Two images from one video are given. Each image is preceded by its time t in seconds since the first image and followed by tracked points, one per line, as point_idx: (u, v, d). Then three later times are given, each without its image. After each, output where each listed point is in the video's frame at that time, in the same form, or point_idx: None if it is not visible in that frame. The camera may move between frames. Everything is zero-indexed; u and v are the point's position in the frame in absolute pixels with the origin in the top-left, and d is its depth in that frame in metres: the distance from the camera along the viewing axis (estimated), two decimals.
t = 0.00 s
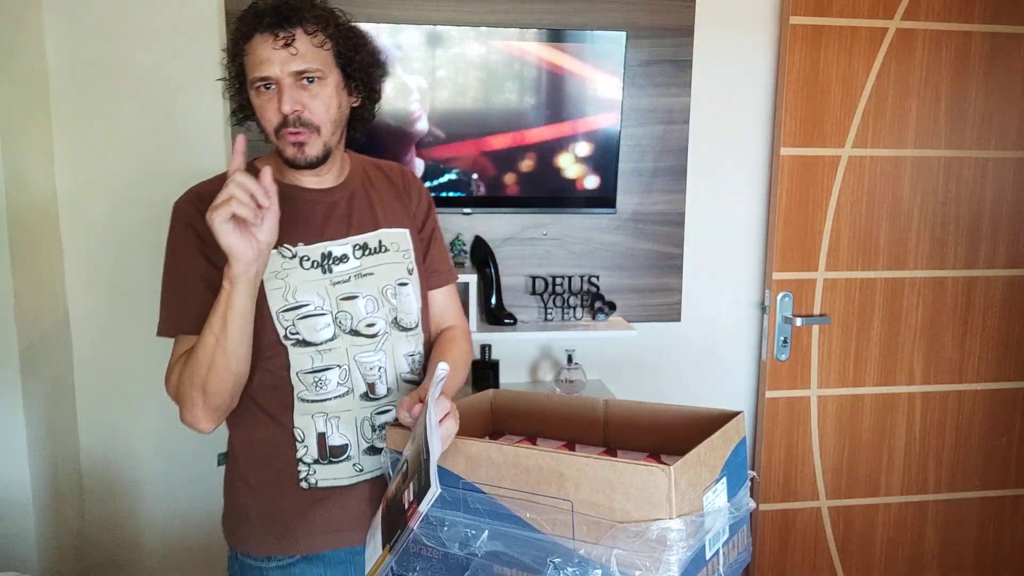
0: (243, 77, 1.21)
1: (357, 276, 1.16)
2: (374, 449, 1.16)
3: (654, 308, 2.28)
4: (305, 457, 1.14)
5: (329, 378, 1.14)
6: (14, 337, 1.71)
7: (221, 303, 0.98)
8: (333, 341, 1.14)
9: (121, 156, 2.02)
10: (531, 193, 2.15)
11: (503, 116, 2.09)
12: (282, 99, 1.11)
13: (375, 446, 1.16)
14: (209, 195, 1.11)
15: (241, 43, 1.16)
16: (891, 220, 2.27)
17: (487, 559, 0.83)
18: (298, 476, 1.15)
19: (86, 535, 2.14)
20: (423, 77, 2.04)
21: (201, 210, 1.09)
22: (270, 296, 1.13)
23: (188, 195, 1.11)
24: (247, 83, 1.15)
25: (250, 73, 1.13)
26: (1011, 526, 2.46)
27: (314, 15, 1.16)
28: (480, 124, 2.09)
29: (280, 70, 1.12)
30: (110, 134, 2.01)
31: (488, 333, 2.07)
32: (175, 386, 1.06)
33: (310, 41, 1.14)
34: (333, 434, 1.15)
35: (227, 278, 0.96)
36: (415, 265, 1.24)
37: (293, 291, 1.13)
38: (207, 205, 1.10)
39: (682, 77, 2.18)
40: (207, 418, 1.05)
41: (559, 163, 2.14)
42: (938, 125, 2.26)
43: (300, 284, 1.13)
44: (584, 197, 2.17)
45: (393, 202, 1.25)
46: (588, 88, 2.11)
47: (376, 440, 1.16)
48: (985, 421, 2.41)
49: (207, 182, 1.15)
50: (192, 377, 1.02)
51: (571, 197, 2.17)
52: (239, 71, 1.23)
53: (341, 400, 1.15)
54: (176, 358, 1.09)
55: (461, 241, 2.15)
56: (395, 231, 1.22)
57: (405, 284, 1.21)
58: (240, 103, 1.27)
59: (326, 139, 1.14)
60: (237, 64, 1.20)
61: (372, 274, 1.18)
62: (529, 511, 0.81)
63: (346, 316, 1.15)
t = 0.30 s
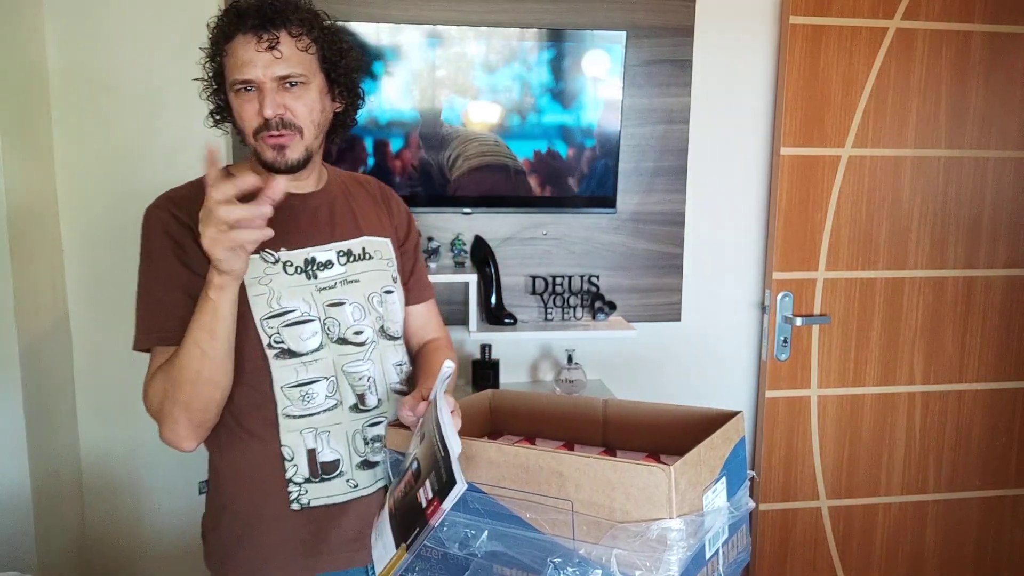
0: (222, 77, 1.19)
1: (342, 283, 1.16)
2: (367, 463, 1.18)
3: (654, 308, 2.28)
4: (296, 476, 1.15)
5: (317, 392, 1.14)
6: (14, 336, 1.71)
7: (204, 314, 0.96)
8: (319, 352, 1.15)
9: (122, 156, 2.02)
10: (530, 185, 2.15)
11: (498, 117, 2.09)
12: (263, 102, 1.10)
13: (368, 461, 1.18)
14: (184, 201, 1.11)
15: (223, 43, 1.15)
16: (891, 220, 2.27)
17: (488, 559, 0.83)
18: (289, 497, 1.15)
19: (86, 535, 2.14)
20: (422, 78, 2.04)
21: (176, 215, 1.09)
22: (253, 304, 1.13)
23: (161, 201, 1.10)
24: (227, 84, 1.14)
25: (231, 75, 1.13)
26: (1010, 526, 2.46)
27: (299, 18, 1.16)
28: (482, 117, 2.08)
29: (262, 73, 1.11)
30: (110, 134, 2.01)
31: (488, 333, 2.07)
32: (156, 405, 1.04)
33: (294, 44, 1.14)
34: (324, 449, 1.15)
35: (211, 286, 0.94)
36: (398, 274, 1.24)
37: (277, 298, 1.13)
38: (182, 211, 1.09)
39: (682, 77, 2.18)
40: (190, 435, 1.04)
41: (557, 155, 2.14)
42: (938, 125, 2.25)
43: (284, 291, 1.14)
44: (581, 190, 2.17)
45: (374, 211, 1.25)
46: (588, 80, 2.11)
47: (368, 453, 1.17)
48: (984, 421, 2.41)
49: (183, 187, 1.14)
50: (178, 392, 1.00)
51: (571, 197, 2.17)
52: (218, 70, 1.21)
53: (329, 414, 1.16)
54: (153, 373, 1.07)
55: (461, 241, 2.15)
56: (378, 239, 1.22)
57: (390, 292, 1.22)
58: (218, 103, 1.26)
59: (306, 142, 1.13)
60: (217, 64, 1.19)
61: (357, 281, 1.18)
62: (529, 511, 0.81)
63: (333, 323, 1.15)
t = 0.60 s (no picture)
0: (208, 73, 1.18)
1: (331, 290, 1.17)
2: (357, 476, 1.18)
3: (654, 308, 2.28)
4: (284, 489, 1.15)
5: (305, 405, 1.14)
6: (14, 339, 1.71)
7: (191, 337, 0.95)
8: (308, 362, 1.14)
9: (122, 156, 2.03)
10: (531, 170, 2.14)
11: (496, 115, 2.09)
12: (253, 104, 1.10)
13: (357, 473, 1.18)
14: (166, 206, 1.11)
15: (209, 40, 1.13)
16: (891, 220, 2.27)
17: (485, 560, 0.83)
18: (278, 510, 1.15)
19: (86, 536, 2.14)
20: (422, 78, 2.04)
21: (157, 221, 1.08)
22: (241, 314, 1.13)
23: (141, 205, 1.10)
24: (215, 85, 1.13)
25: (219, 74, 1.12)
26: (1011, 526, 2.46)
27: (290, 16, 1.14)
28: (483, 102, 2.08)
29: (252, 74, 1.11)
30: (108, 136, 2.01)
31: (488, 333, 2.07)
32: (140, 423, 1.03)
33: (285, 43, 1.13)
34: (314, 462, 1.15)
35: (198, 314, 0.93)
36: (387, 279, 1.25)
37: (265, 308, 1.13)
38: (164, 217, 1.09)
39: (682, 77, 2.18)
40: (173, 450, 1.03)
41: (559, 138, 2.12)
42: (938, 124, 2.25)
43: (272, 301, 1.14)
44: (581, 177, 2.16)
45: (361, 213, 1.26)
46: (590, 83, 2.11)
47: (357, 465, 1.18)
48: (985, 421, 2.41)
49: (163, 191, 1.13)
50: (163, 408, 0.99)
51: (570, 198, 2.17)
52: (203, 65, 1.19)
53: (318, 426, 1.15)
54: (136, 387, 1.06)
55: (462, 241, 2.15)
56: (367, 244, 1.23)
57: (378, 298, 1.22)
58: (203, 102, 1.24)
59: (299, 149, 1.14)
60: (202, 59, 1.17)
61: (346, 289, 1.18)
62: (527, 512, 0.81)
63: (321, 333, 1.15)
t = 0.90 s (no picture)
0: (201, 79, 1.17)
1: (331, 292, 1.16)
2: (360, 476, 1.18)
3: (654, 308, 2.28)
4: (288, 491, 1.15)
5: (309, 406, 1.14)
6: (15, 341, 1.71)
7: (201, 347, 0.95)
8: (311, 365, 1.14)
9: (122, 157, 2.03)
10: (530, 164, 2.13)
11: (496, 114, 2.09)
12: (250, 109, 1.10)
13: (361, 473, 1.18)
14: (165, 210, 1.10)
15: (201, 47, 1.12)
16: (891, 220, 2.27)
17: (486, 560, 0.83)
18: (282, 512, 1.15)
19: (86, 536, 2.14)
20: (422, 78, 2.04)
21: (157, 225, 1.08)
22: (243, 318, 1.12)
23: (139, 208, 1.09)
24: (209, 90, 1.13)
25: (213, 81, 1.11)
26: (1011, 526, 2.46)
27: (281, 16, 1.14)
28: (483, 89, 2.07)
29: (248, 79, 1.10)
30: (109, 137, 2.01)
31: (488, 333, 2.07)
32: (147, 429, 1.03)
33: (278, 45, 1.12)
34: (317, 464, 1.15)
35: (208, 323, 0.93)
36: (386, 278, 1.25)
37: (266, 311, 1.13)
38: (164, 221, 1.09)
39: (682, 77, 2.18)
40: (181, 456, 1.04)
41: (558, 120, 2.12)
42: (938, 124, 2.25)
43: (273, 304, 1.13)
44: (581, 163, 2.15)
45: (359, 212, 1.26)
46: (591, 83, 2.11)
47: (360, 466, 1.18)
48: (984, 421, 2.41)
49: (161, 195, 1.13)
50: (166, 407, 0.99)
51: (570, 197, 2.17)
52: (195, 69, 1.18)
53: (322, 428, 1.15)
54: (144, 392, 1.07)
55: (462, 241, 2.15)
56: (366, 243, 1.23)
57: (379, 298, 1.22)
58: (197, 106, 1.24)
59: (298, 150, 1.14)
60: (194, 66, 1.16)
61: (346, 289, 1.18)
62: (528, 512, 0.81)
63: (322, 335, 1.15)
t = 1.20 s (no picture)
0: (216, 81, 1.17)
1: (337, 294, 1.16)
2: (362, 477, 1.18)
3: (654, 308, 2.28)
4: (290, 489, 1.15)
5: (313, 406, 1.14)
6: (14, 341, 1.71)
7: (200, 352, 0.95)
8: (316, 365, 1.15)
9: (123, 156, 2.03)
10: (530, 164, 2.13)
11: (495, 115, 2.09)
12: (265, 111, 1.10)
13: (363, 474, 1.18)
14: (175, 209, 1.10)
15: (216, 48, 1.13)
16: (891, 220, 2.27)
17: (486, 560, 0.83)
18: (283, 510, 1.15)
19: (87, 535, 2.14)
20: (423, 78, 2.04)
21: (166, 224, 1.08)
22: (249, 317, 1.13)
23: (150, 207, 1.10)
24: (223, 91, 1.13)
25: (227, 82, 1.11)
26: (1011, 526, 2.46)
27: (296, 19, 1.14)
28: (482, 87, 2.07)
29: (262, 81, 1.11)
30: (110, 136, 2.01)
31: (487, 333, 2.07)
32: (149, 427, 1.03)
33: (293, 48, 1.13)
34: (320, 463, 1.15)
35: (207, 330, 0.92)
36: (393, 280, 1.25)
37: (272, 312, 1.13)
38: (174, 220, 1.09)
39: (682, 77, 2.18)
40: (179, 454, 1.04)
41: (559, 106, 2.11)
42: (938, 124, 2.25)
43: (280, 305, 1.13)
44: (581, 152, 2.14)
45: (367, 214, 1.26)
46: (590, 82, 2.11)
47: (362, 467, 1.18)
48: (985, 420, 2.41)
49: (172, 194, 1.13)
50: (168, 405, 1.00)
51: (570, 198, 2.17)
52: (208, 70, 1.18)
53: (326, 428, 1.16)
54: (146, 390, 1.07)
55: (461, 241, 2.14)
56: (373, 246, 1.23)
57: (385, 301, 1.22)
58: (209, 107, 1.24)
59: (309, 152, 1.14)
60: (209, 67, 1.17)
61: (352, 292, 1.18)
62: (528, 512, 0.81)
63: (327, 336, 1.15)
